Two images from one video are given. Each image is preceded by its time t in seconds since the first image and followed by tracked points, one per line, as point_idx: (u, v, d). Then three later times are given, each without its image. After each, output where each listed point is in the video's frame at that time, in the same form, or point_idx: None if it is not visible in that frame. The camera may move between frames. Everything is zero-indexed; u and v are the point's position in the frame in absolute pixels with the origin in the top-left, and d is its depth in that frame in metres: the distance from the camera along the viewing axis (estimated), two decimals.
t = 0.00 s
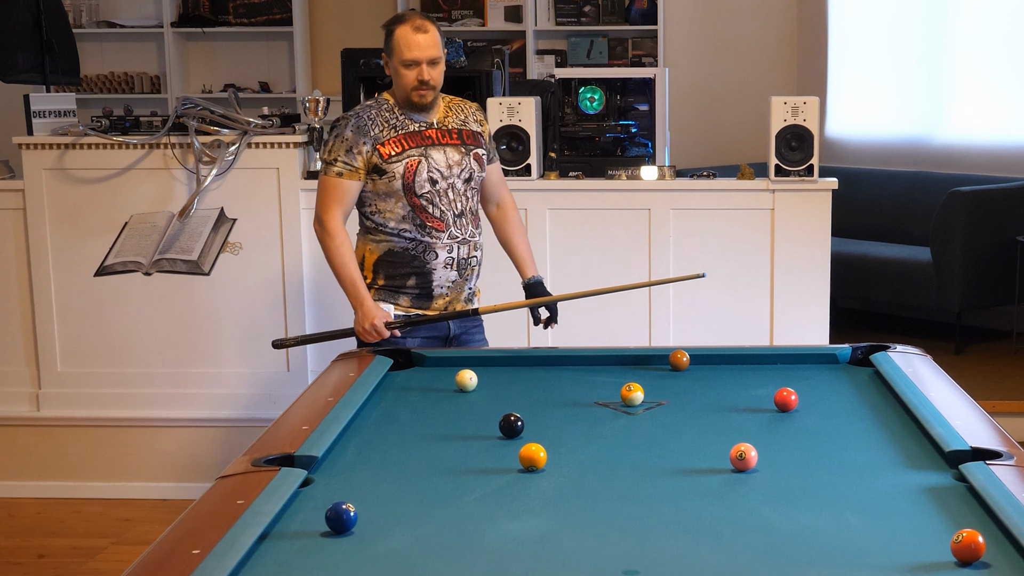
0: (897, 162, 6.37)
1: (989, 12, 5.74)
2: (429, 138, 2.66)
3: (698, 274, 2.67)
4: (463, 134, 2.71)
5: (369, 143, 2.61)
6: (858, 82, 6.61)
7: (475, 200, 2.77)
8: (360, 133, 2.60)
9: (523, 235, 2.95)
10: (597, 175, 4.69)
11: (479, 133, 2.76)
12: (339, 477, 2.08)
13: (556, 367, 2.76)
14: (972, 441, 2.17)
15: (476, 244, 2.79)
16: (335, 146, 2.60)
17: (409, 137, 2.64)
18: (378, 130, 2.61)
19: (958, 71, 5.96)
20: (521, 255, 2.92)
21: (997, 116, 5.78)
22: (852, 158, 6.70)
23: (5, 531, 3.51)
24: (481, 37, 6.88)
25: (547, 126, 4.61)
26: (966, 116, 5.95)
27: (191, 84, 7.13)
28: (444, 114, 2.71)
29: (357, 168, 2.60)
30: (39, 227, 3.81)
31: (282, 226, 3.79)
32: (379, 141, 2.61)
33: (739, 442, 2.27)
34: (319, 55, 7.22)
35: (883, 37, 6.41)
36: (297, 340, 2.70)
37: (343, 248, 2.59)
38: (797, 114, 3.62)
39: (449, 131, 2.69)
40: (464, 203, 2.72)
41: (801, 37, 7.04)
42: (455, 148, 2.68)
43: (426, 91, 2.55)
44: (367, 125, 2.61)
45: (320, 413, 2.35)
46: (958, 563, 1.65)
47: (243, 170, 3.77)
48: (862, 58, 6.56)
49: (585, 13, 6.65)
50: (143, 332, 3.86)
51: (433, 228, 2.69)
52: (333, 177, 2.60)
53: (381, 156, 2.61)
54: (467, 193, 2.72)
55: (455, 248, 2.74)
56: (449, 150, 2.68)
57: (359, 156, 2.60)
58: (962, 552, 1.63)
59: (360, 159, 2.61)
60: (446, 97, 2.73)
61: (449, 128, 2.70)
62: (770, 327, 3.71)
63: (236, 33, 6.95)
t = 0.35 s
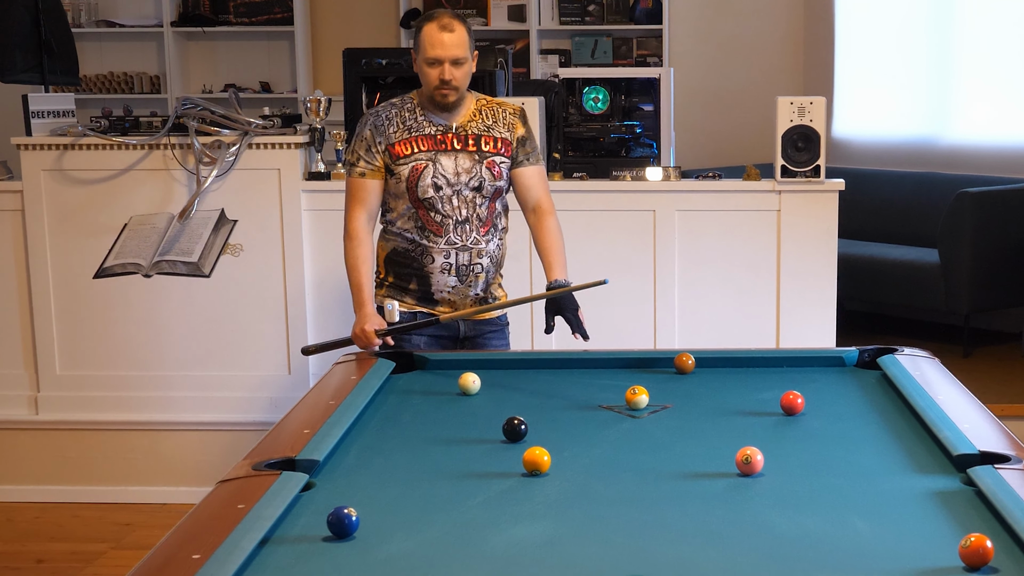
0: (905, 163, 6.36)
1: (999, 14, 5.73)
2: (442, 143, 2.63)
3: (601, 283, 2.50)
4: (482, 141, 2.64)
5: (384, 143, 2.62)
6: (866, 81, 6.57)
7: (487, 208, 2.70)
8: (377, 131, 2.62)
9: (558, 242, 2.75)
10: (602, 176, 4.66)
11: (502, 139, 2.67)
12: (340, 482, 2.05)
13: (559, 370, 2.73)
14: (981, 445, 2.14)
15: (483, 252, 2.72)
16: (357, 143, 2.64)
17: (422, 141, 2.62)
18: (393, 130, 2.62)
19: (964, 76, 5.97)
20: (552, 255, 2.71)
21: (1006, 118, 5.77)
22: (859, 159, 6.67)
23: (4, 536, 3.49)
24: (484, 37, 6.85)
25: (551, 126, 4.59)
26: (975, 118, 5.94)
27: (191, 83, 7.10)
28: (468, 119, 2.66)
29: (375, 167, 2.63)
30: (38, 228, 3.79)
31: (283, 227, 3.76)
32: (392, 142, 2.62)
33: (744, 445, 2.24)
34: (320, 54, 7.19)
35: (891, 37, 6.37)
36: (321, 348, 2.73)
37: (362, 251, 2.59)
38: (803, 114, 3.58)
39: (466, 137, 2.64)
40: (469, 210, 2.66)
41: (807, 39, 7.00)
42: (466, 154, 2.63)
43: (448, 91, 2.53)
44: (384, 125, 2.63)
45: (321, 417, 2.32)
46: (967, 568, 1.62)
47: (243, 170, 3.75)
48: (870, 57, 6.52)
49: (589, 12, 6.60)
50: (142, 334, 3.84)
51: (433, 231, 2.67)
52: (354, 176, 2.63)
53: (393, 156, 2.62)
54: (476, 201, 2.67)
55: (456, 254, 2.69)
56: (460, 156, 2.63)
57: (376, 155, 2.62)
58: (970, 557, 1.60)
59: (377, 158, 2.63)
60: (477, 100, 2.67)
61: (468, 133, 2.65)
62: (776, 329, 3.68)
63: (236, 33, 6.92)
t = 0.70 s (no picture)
0: (914, 164, 6.34)
1: (1007, 15, 5.74)
2: (421, 160, 2.61)
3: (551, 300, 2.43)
4: (462, 156, 2.61)
5: (365, 158, 2.62)
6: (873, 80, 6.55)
7: (471, 224, 2.67)
8: (359, 146, 2.62)
9: (541, 256, 2.69)
10: (606, 177, 4.58)
11: (484, 152, 2.62)
12: (342, 485, 2.02)
13: (561, 373, 2.70)
14: (988, 449, 2.11)
15: (467, 268, 2.71)
16: (340, 156, 2.65)
17: (401, 158, 2.61)
18: (374, 145, 2.61)
19: (973, 75, 5.95)
20: (532, 270, 2.67)
21: (1015, 117, 5.75)
22: (866, 159, 6.65)
23: (3, 541, 3.46)
24: (487, 36, 6.81)
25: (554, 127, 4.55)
26: (982, 118, 5.92)
27: (190, 83, 7.07)
28: (450, 130, 2.62)
29: (358, 181, 2.64)
30: (35, 230, 3.76)
31: (284, 228, 3.73)
32: (372, 158, 2.62)
33: (751, 449, 2.22)
34: (321, 55, 7.15)
35: (900, 37, 6.36)
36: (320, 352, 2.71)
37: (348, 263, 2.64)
38: (809, 114, 3.55)
39: (446, 152, 2.61)
40: (451, 229, 2.65)
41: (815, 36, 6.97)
42: (446, 172, 2.61)
43: (431, 103, 2.45)
44: (366, 139, 2.62)
45: (323, 420, 2.29)
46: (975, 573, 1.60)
47: (244, 172, 3.72)
48: (877, 57, 6.51)
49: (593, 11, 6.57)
50: (142, 336, 3.81)
51: (416, 249, 2.67)
52: (336, 189, 2.65)
53: (373, 173, 2.62)
54: (458, 218, 2.65)
55: (439, 271, 2.69)
56: (440, 174, 2.61)
57: (358, 169, 2.63)
58: (979, 562, 1.58)
59: (360, 171, 2.63)
60: (459, 109, 2.63)
61: (449, 147, 2.61)
62: (783, 331, 3.65)
63: (237, 32, 6.88)
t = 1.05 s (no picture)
0: (921, 165, 6.31)
1: (1013, 14, 5.72)
2: (418, 162, 2.58)
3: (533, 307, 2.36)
4: (460, 157, 2.58)
5: (361, 159, 2.60)
6: (880, 79, 6.54)
7: (470, 228, 2.64)
8: (355, 147, 2.60)
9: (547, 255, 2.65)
10: (610, 178, 4.58)
11: (482, 153, 2.59)
12: (344, 490, 1.99)
13: (564, 376, 2.67)
14: (996, 452, 2.09)
15: (466, 273, 2.68)
16: (337, 157, 2.63)
17: (398, 160, 2.58)
18: (370, 147, 2.59)
19: (981, 73, 5.93)
20: (541, 276, 2.63)
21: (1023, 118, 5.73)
22: (873, 160, 6.63)
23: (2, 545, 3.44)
24: (491, 35, 6.78)
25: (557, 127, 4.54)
26: (990, 119, 5.91)
27: (190, 83, 7.04)
28: (448, 131, 2.58)
29: (355, 183, 2.62)
30: (33, 231, 3.73)
31: (284, 229, 3.71)
32: (368, 160, 2.59)
33: (757, 453, 2.19)
34: (322, 55, 7.12)
35: (906, 36, 6.35)
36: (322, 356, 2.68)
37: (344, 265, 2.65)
38: (816, 115, 3.52)
39: (444, 154, 2.58)
40: (449, 233, 2.63)
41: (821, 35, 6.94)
42: (443, 175, 2.58)
43: (429, 104, 2.42)
44: (362, 140, 2.60)
45: (324, 424, 2.26)
46: None
47: (245, 172, 3.69)
48: (883, 56, 6.50)
49: (598, 10, 6.54)
50: (141, 338, 3.78)
51: (413, 253, 2.65)
52: (332, 191, 2.64)
53: (369, 175, 2.60)
54: (456, 221, 2.62)
55: (437, 276, 2.67)
56: (437, 177, 2.58)
57: (355, 170, 2.61)
58: (987, 566, 1.55)
59: (356, 173, 2.62)
60: (457, 109, 2.59)
61: (446, 149, 2.58)
62: (789, 334, 3.63)
63: (237, 31, 6.86)
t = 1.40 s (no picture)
0: (928, 165, 6.30)
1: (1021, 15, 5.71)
2: (420, 165, 2.56)
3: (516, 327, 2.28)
4: (462, 159, 2.55)
5: (363, 161, 2.58)
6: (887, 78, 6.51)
7: (472, 231, 2.61)
8: (356, 149, 2.58)
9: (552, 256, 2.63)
10: (615, 180, 4.53)
11: (485, 155, 2.56)
12: (346, 494, 1.97)
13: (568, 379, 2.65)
14: (1005, 456, 2.06)
15: (468, 277, 2.64)
16: (338, 159, 2.61)
17: (399, 162, 2.56)
18: (371, 149, 2.57)
19: (989, 73, 5.92)
20: (545, 279, 2.60)
21: None
22: (880, 160, 6.61)
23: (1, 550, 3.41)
24: (494, 35, 6.75)
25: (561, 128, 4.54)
26: (999, 120, 5.89)
27: (191, 83, 7.02)
28: (451, 133, 2.55)
29: (357, 185, 2.60)
30: (32, 232, 3.71)
31: (285, 231, 3.68)
32: (369, 162, 2.57)
33: (763, 457, 2.16)
34: (323, 55, 7.11)
35: (914, 36, 6.33)
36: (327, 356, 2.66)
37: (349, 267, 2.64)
38: (822, 115, 3.50)
39: (446, 156, 2.55)
40: (450, 236, 2.60)
41: (828, 35, 6.91)
42: (445, 177, 2.56)
43: (430, 109, 2.40)
44: (364, 142, 2.58)
45: (326, 427, 2.24)
46: None
47: (245, 173, 3.67)
48: (891, 56, 6.48)
49: (602, 9, 6.51)
50: (141, 341, 3.76)
51: (414, 256, 2.62)
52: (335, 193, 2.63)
53: (371, 177, 2.58)
54: (458, 224, 2.59)
55: (438, 280, 2.64)
56: (439, 179, 2.56)
57: (357, 172, 2.59)
58: (995, 571, 1.51)
59: (358, 175, 2.60)
60: (459, 109, 2.57)
61: (448, 150, 2.56)
62: (795, 336, 3.60)
63: (237, 30, 6.83)
